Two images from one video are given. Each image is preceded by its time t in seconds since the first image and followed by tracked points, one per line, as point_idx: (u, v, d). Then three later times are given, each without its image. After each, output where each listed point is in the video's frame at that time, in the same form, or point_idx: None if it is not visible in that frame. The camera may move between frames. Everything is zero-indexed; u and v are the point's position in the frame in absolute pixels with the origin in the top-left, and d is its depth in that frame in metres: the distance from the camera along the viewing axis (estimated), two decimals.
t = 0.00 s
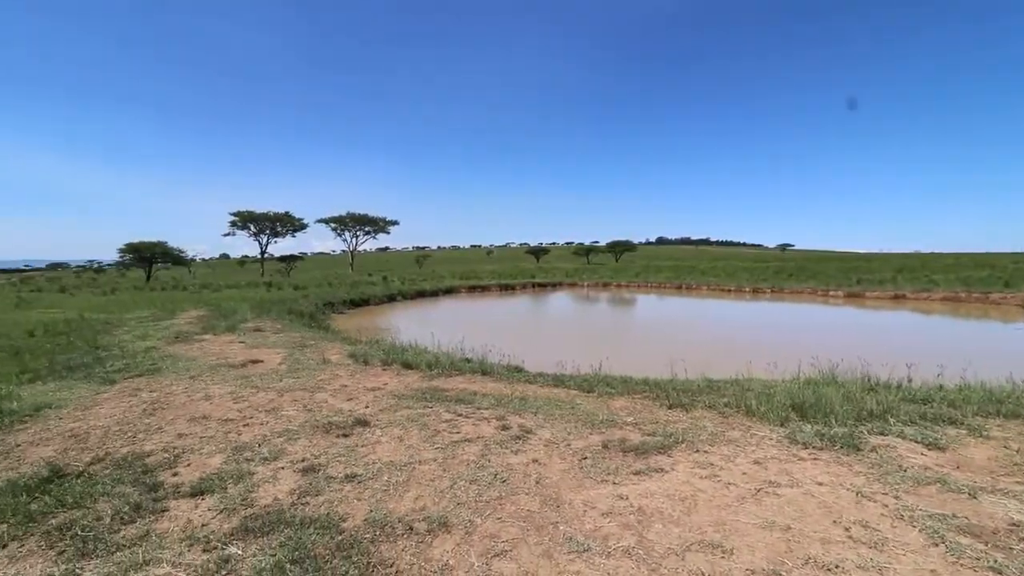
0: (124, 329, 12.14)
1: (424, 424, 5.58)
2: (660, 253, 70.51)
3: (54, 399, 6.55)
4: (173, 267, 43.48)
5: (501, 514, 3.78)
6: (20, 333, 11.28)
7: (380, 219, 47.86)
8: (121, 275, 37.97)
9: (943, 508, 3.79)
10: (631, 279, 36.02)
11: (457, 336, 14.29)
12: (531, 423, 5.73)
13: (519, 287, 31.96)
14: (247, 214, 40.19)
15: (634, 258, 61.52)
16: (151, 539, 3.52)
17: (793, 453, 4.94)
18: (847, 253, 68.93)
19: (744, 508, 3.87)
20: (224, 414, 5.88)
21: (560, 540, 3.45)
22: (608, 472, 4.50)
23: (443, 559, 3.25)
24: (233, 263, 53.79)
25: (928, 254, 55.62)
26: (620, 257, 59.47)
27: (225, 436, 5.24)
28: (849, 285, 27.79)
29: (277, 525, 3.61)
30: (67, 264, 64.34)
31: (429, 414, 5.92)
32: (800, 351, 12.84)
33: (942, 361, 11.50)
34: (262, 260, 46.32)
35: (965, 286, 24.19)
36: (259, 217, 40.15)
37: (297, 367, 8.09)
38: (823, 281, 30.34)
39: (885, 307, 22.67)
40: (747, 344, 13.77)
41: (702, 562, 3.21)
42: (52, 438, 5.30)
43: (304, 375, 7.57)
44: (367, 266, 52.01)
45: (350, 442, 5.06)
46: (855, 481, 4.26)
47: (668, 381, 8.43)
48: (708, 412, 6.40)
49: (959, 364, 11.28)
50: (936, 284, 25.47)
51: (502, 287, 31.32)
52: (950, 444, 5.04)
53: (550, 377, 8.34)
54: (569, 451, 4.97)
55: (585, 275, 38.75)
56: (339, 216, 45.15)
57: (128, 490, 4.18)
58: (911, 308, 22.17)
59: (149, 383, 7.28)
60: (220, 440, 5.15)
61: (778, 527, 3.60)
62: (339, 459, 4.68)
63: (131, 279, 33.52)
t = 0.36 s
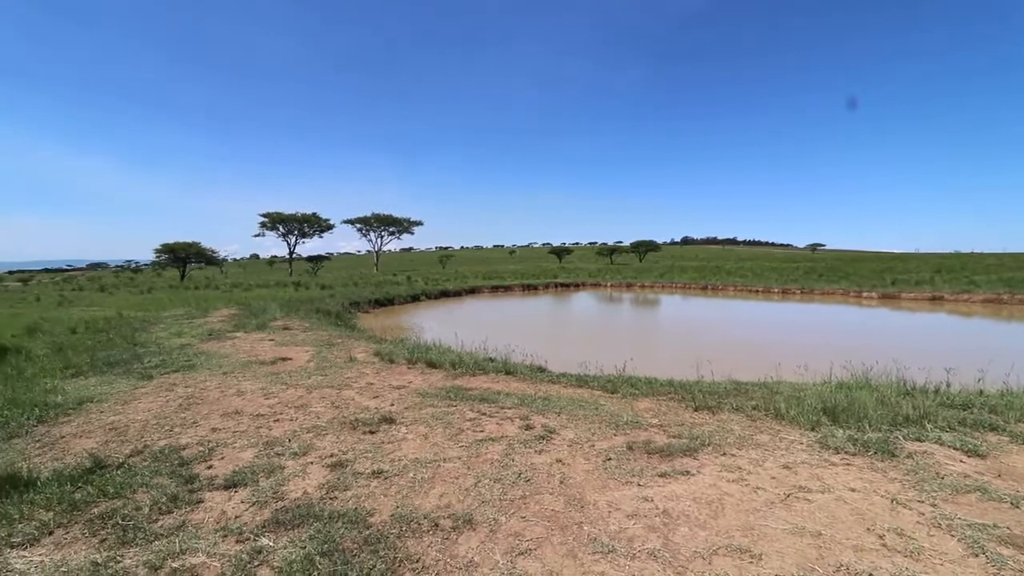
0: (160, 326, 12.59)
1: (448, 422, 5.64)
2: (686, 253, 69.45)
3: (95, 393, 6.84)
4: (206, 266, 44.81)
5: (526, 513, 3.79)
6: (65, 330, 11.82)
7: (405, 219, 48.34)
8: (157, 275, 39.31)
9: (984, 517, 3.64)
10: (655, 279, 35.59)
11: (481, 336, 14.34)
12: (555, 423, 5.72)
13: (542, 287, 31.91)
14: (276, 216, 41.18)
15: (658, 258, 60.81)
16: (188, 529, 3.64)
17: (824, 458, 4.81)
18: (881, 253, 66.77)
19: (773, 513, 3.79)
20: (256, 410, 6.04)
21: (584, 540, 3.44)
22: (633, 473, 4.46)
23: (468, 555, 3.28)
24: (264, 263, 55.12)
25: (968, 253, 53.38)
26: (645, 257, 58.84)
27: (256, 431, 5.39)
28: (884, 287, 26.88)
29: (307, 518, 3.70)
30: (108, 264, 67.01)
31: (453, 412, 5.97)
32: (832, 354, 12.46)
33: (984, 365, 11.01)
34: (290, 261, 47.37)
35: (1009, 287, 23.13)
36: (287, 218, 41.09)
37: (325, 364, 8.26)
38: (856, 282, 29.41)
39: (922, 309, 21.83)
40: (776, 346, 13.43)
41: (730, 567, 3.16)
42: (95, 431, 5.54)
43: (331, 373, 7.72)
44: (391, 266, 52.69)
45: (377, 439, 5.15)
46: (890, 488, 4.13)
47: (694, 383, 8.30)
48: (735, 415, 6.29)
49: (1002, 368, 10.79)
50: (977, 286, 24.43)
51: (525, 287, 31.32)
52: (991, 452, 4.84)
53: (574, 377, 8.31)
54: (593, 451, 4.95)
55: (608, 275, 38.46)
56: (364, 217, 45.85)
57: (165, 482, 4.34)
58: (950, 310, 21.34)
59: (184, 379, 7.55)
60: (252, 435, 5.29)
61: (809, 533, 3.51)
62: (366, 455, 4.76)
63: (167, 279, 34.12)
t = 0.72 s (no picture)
0: (193, 324, 12.99)
1: (471, 421, 5.67)
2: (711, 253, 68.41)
3: (132, 388, 7.10)
4: (236, 267, 46.01)
5: (549, 512, 3.79)
6: (104, 327, 12.28)
7: (427, 219, 48.75)
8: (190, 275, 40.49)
9: None
10: (678, 279, 35.11)
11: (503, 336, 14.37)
12: (578, 423, 5.71)
13: (564, 287, 31.80)
14: (303, 216, 42.04)
15: (682, 258, 60.03)
16: (220, 521, 3.75)
17: (855, 463, 4.69)
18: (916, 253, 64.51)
19: (802, 518, 3.71)
20: (284, 406, 6.19)
21: (608, 541, 3.42)
22: (658, 475, 4.42)
23: (493, 553, 3.29)
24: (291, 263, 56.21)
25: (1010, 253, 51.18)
26: (668, 257, 58.14)
27: (285, 426, 5.52)
28: (919, 288, 25.95)
29: (335, 512, 3.77)
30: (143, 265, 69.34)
31: (477, 411, 6.01)
32: (865, 357, 12.09)
33: None
34: (316, 261, 48.25)
35: None
36: (313, 219, 41.89)
37: (351, 363, 8.41)
38: (889, 283, 28.47)
39: (960, 311, 20.99)
40: (805, 349, 13.11)
41: (758, 572, 3.10)
42: (133, 424, 5.76)
43: (356, 371, 7.85)
44: (414, 266, 53.21)
45: (401, 436, 5.22)
46: (925, 495, 3.99)
47: (720, 384, 8.17)
48: (763, 418, 6.16)
49: None
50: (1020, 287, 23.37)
51: (547, 287, 31.26)
52: None
53: (597, 378, 8.28)
54: (617, 452, 4.92)
55: (631, 275, 38.11)
56: (388, 218, 46.43)
57: (199, 474, 4.48)
58: (989, 312, 20.51)
59: (216, 375, 7.78)
60: (281, 430, 5.42)
61: (840, 539, 3.43)
62: (391, 452, 4.83)
63: (197, 279, 34.30)
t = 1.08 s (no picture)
0: (225, 322, 13.36)
1: (496, 420, 5.70)
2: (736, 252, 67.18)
3: (169, 383, 7.36)
4: (265, 267, 47.15)
5: (574, 512, 3.78)
6: (141, 325, 12.72)
7: (450, 219, 49.09)
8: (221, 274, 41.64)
9: None
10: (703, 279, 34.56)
11: (526, 336, 14.38)
12: (603, 424, 5.67)
13: (586, 287, 31.65)
14: (329, 217, 42.86)
15: (707, 258, 59.13)
16: (253, 513, 3.86)
17: (891, 469, 4.54)
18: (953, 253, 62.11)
19: (835, 525, 3.61)
20: (313, 402, 6.32)
21: (635, 543, 3.40)
22: (685, 478, 4.36)
23: (519, 552, 3.31)
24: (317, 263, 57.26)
25: None
26: (693, 257, 57.32)
27: (314, 423, 5.64)
28: (958, 289, 24.96)
29: (363, 507, 3.84)
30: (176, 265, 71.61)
31: (501, 410, 6.03)
32: (900, 360, 11.69)
33: None
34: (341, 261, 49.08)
35: None
36: (339, 219, 42.65)
37: (376, 361, 8.53)
38: (925, 284, 27.47)
39: (1002, 313, 20.11)
40: (836, 351, 12.75)
41: None
42: (169, 418, 5.96)
43: (382, 369, 7.97)
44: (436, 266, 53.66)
45: (427, 434, 5.27)
46: (966, 504, 3.84)
47: (747, 387, 8.02)
48: (793, 421, 6.03)
49: None
50: None
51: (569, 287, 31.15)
52: None
53: (621, 378, 8.22)
54: (642, 454, 4.88)
55: (654, 275, 37.72)
56: (411, 219, 46.96)
57: (232, 468, 4.61)
58: None
59: (247, 372, 7.99)
60: (310, 426, 5.54)
61: (875, 547, 3.33)
62: (417, 449, 4.88)
63: (228, 279, 34.64)
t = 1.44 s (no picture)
0: (254, 321, 13.71)
1: (519, 420, 5.70)
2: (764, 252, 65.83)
3: (202, 380, 7.59)
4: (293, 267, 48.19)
5: (599, 514, 3.76)
6: (175, 323, 13.14)
7: (473, 220, 49.33)
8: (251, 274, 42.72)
9: None
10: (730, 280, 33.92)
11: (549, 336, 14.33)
12: (627, 426, 5.62)
13: (609, 287, 31.40)
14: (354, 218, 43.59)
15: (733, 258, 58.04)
16: (283, 508, 3.95)
17: (928, 477, 4.38)
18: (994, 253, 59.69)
19: (869, 533, 3.50)
20: (340, 400, 6.43)
21: (661, 546, 3.36)
22: (712, 482, 4.29)
23: (543, 552, 3.30)
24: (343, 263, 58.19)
25: None
26: (719, 257, 56.33)
27: (341, 420, 5.74)
28: (1000, 290, 23.91)
29: (389, 504, 3.89)
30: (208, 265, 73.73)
31: (524, 411, 6.03)
32: (940, 364, 11.23)
33: None
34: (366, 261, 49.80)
35: None
36: (364, 220, 43.31)
37: (401, 360, 8.63)
38: (965, 284, 26.39)
39: None
40: (871, 354, 12.32)
41: None
42: (203, 414, 6.15)
43: (407, 368, 8.06)
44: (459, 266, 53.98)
45: (451, 433, 5.31)
46: (1010, 514, 3.67)
47: (777, 390, 7.83)
48: (825, 426, 5.86)
49: None
50: None
51: (592, 288, 30.93)
52: None
53: (646, 380, 8.13)
54: (668, 457, 4.82)
55: (679, 275, 37.21)
56: (434, 219, 47.38)
57: (263, 463, 4.73)
58: None
59: (276, 369, 8.19)
60: (338, 424, 5.64)
61: (911, 556, 3.22)
62: (442, 448, 4.93)
63: (257, 279, 34.96)
